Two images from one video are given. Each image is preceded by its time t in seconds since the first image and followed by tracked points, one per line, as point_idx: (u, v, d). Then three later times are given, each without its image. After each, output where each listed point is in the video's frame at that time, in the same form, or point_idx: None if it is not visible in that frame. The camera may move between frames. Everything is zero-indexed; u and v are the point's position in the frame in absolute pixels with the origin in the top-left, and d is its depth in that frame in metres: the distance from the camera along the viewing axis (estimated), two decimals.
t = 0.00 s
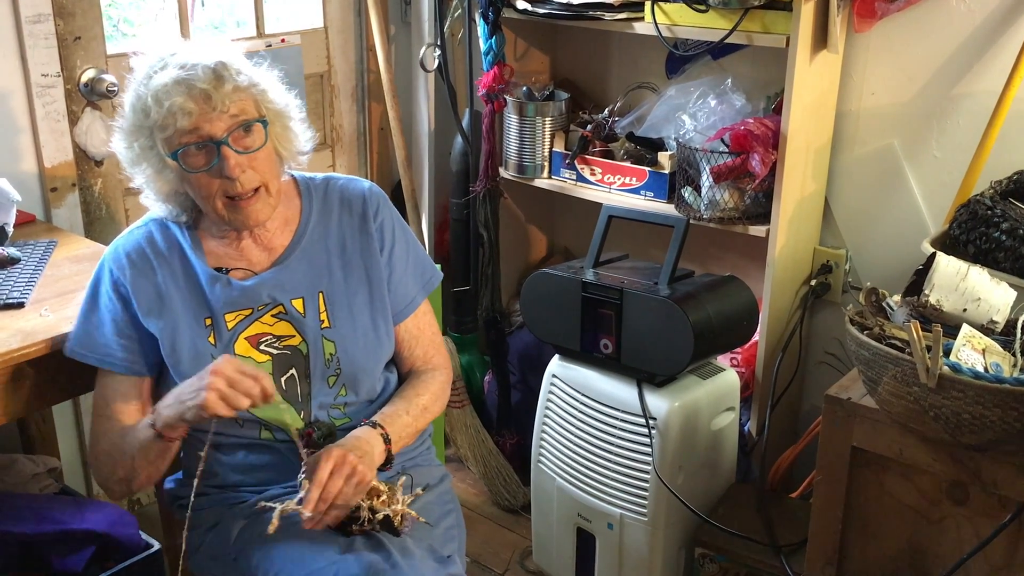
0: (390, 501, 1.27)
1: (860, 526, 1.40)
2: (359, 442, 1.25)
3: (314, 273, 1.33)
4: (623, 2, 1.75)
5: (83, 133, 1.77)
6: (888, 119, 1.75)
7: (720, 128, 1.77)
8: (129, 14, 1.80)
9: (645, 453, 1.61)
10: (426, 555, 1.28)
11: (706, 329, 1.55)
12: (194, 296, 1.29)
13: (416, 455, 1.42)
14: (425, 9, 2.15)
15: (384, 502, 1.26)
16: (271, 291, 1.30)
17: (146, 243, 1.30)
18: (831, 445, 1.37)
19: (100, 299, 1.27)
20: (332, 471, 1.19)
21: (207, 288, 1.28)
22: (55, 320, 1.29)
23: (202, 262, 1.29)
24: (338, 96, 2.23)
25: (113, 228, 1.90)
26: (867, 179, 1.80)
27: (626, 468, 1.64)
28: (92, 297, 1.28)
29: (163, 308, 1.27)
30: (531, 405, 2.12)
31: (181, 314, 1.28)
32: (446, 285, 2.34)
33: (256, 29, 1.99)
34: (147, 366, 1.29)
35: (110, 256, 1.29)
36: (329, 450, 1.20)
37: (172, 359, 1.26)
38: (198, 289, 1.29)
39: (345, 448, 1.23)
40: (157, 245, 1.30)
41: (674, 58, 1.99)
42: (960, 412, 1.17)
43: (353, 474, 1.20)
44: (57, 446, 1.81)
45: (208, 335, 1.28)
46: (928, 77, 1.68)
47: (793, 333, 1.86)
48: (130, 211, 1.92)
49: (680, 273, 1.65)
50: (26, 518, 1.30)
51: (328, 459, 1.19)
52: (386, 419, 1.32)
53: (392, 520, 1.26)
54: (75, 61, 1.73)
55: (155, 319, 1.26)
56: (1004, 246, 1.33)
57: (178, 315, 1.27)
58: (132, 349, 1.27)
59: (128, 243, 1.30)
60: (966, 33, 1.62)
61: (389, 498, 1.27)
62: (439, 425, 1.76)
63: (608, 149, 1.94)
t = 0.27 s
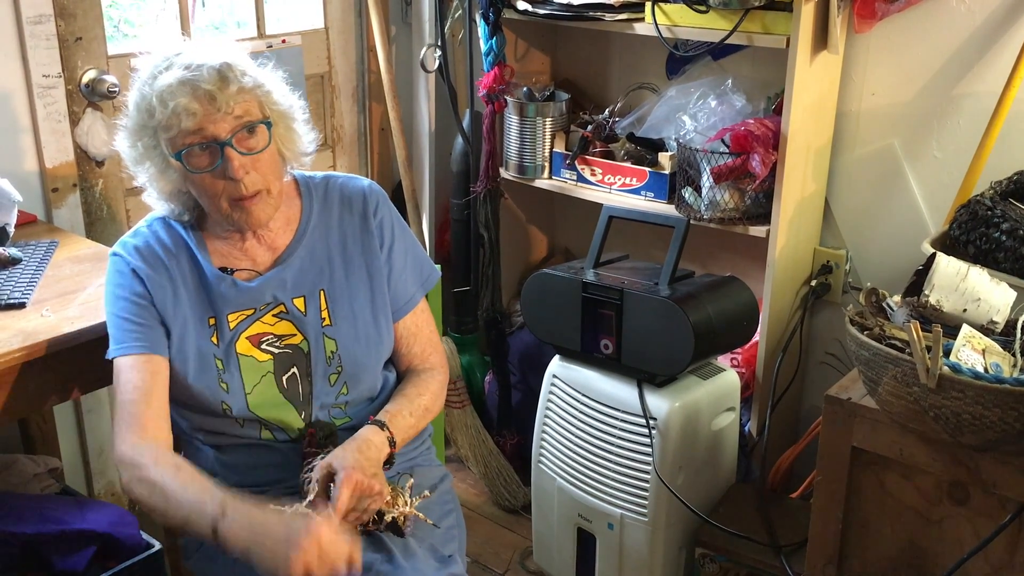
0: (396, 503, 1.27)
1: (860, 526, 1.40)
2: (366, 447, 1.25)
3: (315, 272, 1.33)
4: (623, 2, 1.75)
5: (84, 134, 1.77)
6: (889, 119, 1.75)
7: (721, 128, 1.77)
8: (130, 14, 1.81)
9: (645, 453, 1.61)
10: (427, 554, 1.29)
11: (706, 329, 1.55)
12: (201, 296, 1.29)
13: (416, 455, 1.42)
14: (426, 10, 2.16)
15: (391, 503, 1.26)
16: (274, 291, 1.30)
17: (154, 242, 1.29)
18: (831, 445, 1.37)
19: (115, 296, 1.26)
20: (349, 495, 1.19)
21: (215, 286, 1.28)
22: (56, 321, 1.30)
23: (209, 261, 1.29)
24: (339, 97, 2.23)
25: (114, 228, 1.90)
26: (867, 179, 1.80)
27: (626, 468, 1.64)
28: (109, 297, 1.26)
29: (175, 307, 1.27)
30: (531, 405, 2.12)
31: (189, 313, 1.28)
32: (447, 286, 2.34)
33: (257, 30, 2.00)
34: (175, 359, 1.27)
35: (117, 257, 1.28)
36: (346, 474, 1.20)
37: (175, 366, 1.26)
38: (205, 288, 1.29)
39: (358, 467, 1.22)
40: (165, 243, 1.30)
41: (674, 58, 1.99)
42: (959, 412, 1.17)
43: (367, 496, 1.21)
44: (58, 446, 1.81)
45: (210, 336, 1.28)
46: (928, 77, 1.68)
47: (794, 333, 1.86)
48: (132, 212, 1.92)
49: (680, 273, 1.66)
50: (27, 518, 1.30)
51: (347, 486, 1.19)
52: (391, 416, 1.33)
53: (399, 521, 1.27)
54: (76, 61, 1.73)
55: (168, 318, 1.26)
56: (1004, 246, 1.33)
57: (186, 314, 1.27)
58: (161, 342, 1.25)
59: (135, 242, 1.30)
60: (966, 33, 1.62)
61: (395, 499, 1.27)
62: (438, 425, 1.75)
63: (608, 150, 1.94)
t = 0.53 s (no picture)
0: (396, 507, 1.27)
1: (860, 526, 1.41)
2: (363, 452, 1.25)
3: (311, 268, 1.34)
4: (624, 3, 1.75)
5: (85, 134, 1.77)
6: (888, 119, 1.75)
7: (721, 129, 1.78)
8: (131, 15, 1.81)
9: (646, 454, 1.61)
10: (427, 553, 1.29)
11: (706, 329, 1.55)
12: (196, 301, 1.29)
13: (417, 455, 1.43)
14: (426, 11, 2.16)
15: (390, 507, 1.27)
16: (271, 290, 1.31)
17: (149, 247, 1.29)
18: (830, 446, 1.37)
19: (103, 300, 1.26)
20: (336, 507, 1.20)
21: (210, 291, 1.28)
22: (57, 321, 1.30)
23: (204, 265, 1.29)
24: (340, 97, 2.24)
25: (114, 228, 1.90)
26: (867, 179, 1.80)
27: (626, 469, 1.64)
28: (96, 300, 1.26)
29: (168, 312, 1.26)
30: (531, 406, 2.12)
31: (185, 318, 1.28)
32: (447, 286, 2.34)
33: (258, 30, 2.00)
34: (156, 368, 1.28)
35: (111, 260, 1.28)
36: (335, 486, 1.20)
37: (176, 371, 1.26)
38: (200, 293, 1.29)
39: (350, 477, 1.22)
40: (160, 249, 1.30)
41: (674, 59, 1.99)
42: (959, 412, 1.17)
43: (358, 506, 1.21)
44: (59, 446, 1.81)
45: (209, 339, 1.28)
46: (928, 77, 1.68)
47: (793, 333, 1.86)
48: (132, 212, 1.93)
49: (681, 273, 1.66)
50: (28, 518, 1.31)
51: (334, 499, 1.19)
52: (389, 416, 1.33)
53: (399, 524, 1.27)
54: (77, 62, 1.73)
55: (160, 323, 1.25)
56: (1003, 246, 1.33)
57: (182, 320, 1.27)
58: (143, 352, 1.26)
59: (130, 247, 1.29)
60: (966, 33, 1.62)
61: (395, 503, 1.28)
62: (439, 421, 1.74)
63: (608, 150, 1.94)
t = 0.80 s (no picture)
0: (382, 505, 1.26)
1: (861, 527, 1.40)
2: (345, 448, 1.25)
3: (308, 271, 1.33)
4: (625, 3, 1.75)
5: (86, 134, 1.77)
6: (889, 119, 1.75)
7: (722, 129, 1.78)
8: (132, 14, 1.81)
9: (647, 454, 1.61)
10: (426, 554, 1.29)
11: (707, 328, 1.55)
12: (187, 299, 1.29)
13: (416, 455, 1.42)
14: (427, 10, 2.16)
15: (376, 506, 1.25)
16: (265, 292, 1.30)
17: (142, 246, 1.30)
18: (832, 447, 1.37)
19: (91, 298, 1.28)
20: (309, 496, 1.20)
21: (201, 290, 1.28)
22: (57, 320, 1.30)
23: (197, 265, 1.29)
24: (340, 96, 2.23)
25: (115, 227, 1.90)
26: (867, 180, 1.80)
27: (626, 468, 1.64)
28: (83, 295, 1.28)
29: (155, 310, 1.27)
30: (532, 405, 2.12)
31: (175, 315, 1.28)
32: (448, 286, 2.34)
33: (258, 30, 2.00)
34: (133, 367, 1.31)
35: (104, 256, 1.30)
36: (307, 474, 1.20)
37: (169, 366, 1.27)
38: (191, 292, 1.29)
39: (327, 468, 1.22)
40: (153, 248, 1.30)
41: (675, 58, 1.99)
42: (960, 412, 1.17)
43: (333, 496, 1.20)
44: (60, 445, 1.81)
45: (203, 338, 1.28)
46: (929, 77, 1.68)
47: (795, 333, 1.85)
48: (133, 211, 1.93)
49: (682, 273, 1.66)
50: (29, 517, 1.30)
51: (305, 488, 1.19)
52: (378, 421, 1.32)
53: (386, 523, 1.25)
54: (78, 61, 1.73)
55: (147, 321, 1.26)
56: (1005, 246, 1.33)
57: (171, 318, 1.28)
58: (119, 351, 1.29)
59: (124, 245, 1.30)
60: (968, 33, 1.62)
61: (381, 501, 1.26)
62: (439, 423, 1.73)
63: (610, 149, 1.94)
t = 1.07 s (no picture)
0: (394, 501, 1.28)
1: (862, 527, 1.40)
2: (362, 443, 1.24)
3: (318, 271, 1.33)
4: (625, 3, 1.75)
5: (85, 134, 1.77)
6: (891, 119, 1.75)
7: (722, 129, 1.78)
8: (132, 14, 1.81)
9: (648, 454, 1.61)
10: (428, 553, 1.29)
11: (708, 328, 1.55)
12: (199, 299, 1.29)
13: (418, 455, 1.42)
14: (427, 10, 2.16)
15: (388, 501, 1.27)
16: (275, 290, 1.30)
17: (153, 244, 1.29)
18: (832, 447, 1.37)
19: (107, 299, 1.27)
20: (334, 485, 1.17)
21: (213, 289, 1.28)
22: (58, 320, 1.30)
23: (208, 263, 1.29)
24: (340, 96, 2.23)
25: (115, 228, 1.90)
26: (868, 179, 1.80)
27: (627, 468, 1.64)
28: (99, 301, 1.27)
29: (170, 310, 1.26)
30: (532, 405, 2.12)
31: (189, 315, 1.27)
32: (448, 286, 2.34)
33: (259, 30, 2.00)
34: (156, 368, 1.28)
35: (115, 258, 1.28)
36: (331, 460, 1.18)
37: (180, 367, 1.27)
38: (204, 291, 1.29)
39: (347, 457, 1.20)
40: (164, 246, 1.29)
41: (676, 58, 1.99)
42: (961, 412, 1.17)
43: (356, 488, 1.19)
44: (59, 445, 1.81)
45: (213, 337, 1.28)
46: (929, 77, 1.68)
47: (795, 333, 1.85)
48: (133, 211, 1.93)
49: (682, 273, 1.66)
50: (29, 517, 1.30)
51: (331, 472, 1.17)
52: (390, 417, 1.32)
53: (397, 520, 1.27)
54: (78, 61, 1.73)
55: (163, 320, 1.26)
56: (1005, 246, 1.33)
57: (185, 317, 1.27)
58: (142, 352, 1.26)
59: (134, 244, 1.29)
60: (968, 33, 1.62)
61: (393, 498, 1.28)
62: (439, 424, 1.74)
63: (610, 149, 1.94)
